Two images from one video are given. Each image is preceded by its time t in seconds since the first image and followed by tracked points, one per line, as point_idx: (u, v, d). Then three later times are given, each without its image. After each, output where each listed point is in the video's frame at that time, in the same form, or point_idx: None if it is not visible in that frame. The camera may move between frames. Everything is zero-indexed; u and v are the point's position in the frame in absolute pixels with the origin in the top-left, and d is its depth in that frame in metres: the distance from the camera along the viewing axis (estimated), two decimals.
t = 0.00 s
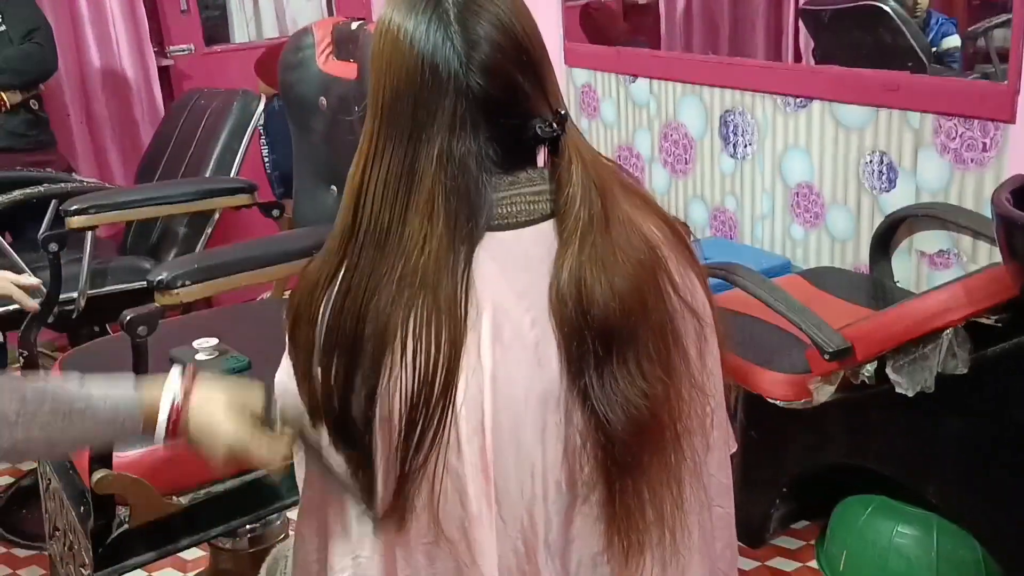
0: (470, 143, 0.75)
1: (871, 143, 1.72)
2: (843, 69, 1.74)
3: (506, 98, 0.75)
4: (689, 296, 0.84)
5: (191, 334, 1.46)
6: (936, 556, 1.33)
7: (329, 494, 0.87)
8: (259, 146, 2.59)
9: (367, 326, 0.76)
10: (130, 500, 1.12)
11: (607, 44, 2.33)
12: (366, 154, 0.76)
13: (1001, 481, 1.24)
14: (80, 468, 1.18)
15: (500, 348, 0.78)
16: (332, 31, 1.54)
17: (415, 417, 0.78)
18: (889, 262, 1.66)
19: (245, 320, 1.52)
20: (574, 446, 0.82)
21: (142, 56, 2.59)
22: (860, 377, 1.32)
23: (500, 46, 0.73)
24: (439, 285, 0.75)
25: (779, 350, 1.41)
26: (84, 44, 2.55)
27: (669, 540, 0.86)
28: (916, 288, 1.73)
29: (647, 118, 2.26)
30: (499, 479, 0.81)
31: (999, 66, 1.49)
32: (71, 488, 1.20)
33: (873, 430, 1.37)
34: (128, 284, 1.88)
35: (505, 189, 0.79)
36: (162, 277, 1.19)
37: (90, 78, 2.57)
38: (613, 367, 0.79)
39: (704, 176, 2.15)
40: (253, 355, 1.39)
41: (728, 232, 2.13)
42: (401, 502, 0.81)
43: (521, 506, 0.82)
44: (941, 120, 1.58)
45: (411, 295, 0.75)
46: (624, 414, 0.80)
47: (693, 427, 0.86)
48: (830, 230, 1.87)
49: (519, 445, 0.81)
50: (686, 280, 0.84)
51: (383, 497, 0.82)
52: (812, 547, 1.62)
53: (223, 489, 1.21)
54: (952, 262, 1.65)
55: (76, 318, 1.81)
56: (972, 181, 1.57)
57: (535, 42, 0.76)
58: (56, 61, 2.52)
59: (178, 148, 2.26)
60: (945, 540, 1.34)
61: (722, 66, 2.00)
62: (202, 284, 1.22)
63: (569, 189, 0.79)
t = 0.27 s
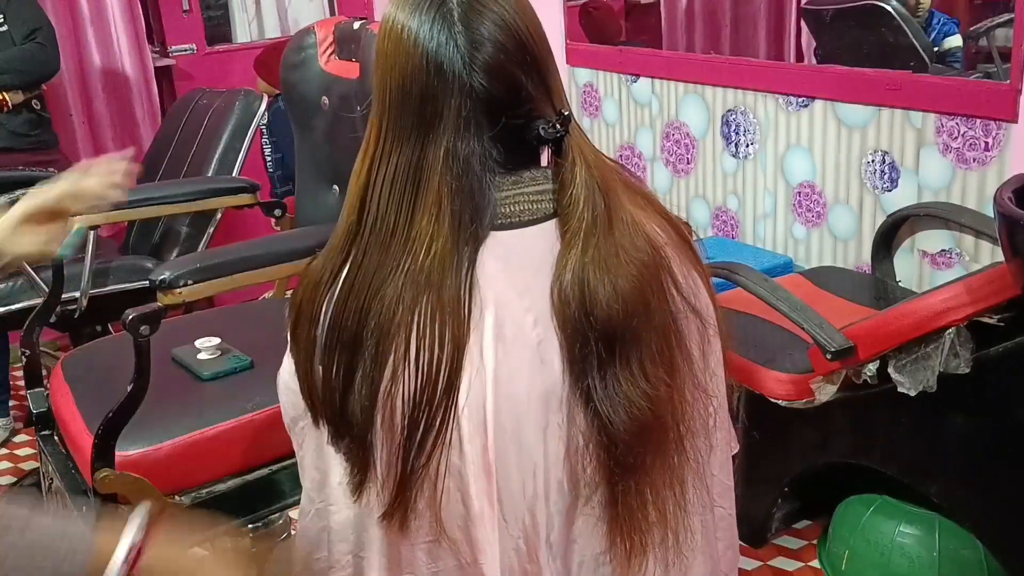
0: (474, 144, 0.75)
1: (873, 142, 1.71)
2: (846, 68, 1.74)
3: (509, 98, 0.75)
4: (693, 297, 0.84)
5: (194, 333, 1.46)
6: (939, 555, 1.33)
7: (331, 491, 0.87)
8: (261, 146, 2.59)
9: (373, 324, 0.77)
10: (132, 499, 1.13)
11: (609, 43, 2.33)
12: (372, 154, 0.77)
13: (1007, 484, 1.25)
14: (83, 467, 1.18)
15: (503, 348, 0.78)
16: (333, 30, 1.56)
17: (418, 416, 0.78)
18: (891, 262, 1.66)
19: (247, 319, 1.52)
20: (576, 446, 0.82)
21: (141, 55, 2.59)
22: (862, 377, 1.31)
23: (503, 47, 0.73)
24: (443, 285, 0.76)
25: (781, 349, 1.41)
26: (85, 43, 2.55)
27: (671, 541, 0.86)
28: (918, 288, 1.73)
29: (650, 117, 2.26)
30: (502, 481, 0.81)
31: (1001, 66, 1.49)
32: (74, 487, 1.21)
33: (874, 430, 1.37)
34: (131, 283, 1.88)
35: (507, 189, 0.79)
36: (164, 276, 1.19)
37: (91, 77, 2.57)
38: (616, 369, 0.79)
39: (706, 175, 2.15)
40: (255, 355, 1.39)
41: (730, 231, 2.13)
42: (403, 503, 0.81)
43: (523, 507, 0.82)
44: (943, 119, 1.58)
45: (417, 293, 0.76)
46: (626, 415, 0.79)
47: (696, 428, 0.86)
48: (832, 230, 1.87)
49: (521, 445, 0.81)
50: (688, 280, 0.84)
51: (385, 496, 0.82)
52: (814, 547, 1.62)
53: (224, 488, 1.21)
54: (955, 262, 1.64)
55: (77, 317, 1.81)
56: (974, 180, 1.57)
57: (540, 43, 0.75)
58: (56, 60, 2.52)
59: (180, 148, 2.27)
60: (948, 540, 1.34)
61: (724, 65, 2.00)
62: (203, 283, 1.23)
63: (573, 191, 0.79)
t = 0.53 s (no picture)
0: (475, 144, 0.75)
1: (874, 142, 1.72)
2: (847, 67, 1.74)
3: (509, 98, 0.75)
4: (694, 297, 0.84)
5: (194, 333, 1.46)
6: (940, 556, 1.33)
7: (331, 491, 0.87)
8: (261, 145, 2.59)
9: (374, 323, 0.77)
10: (131, 501, 1.12)
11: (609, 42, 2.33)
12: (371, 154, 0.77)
13: (1007, 484, 1.25)
14: (83, 468, 1.18)
15: (503, 348, 0.78)
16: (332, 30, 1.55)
17: (417, 416, 0.78)
18: (891, 261, 1.66)
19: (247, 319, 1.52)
20: (576, 446, 0.81)
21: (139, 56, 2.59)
22: (862, 377, 1.31)
23: (504, 46, 0.73)
24: (444, 286, 0.76)
25: (782, 349, 1.41)
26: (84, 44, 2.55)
27: (671, 541, 0.86)
28: (919, 287, 1.73)
29: (650, 117, 2.26)
30: (501, 481, 0.81)
31: (1001, 66, 1.48)
32: (74, 487, 1.20)
33: (875, 430, 1.37)
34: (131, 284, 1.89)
35: (507, 188, 0.78)
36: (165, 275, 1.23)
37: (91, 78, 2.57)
38: (616, 369, 0.79)
39: (706, 175, 2.15)
40: (255, 354, 1.39)
41: (730, 231, 2.13)
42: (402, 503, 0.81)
43: (523, 507, 0.82)
44: (944, 119, 1.58)
45: (417, 293, 0.76)
46: (627, 415, 0.80)
47: (697, 428, 0.86)
48: (832, 230, 1.87)
49: (520, 445, 0.80)
50: (689, 280, 0.84)
51: (384, 495, 0.82)
52: (814, 546, 1.62)
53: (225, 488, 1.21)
54: (955, 262, 1.64)
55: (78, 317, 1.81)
56: (974, 180, 1.57)
57: (540, 42, 0.76)
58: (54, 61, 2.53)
59: (180, 148, 2.27)
60: (948, 541, 1.34)
61: (725, 65, 2.00)
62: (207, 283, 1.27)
63: (573, 191, 0.80)
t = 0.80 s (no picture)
0: (476, 146, 0.75)
1: (875, 141, 1.71)
2: (848, 66, 1.73)
3: (510, 99, 0.74)
4: (695, 296, 0.84)
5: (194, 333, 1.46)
6: (940, 555, 1.33)
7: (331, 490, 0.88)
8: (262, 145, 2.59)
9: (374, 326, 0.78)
10: (133, 499, 1.12)
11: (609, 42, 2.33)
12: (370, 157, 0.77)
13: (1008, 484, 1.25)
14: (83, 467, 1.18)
15: (504, 348, 0.78)
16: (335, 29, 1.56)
17: (418, 418, 0.80)
18: (892, 261, 1.66)
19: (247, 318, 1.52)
20: (576, 445, 0.81)
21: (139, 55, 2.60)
22: (863, 376, 1.31)
23: (503, 46, 0.72)
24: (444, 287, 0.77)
25: (782, 348, 1.41)
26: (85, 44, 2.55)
27: (672, 540, 0.86)
28: (920, 287, 1.73)
29: (650, 116, 2.26)
30: (503, 482, 0.81)
31: (1002, 65, 1.48)
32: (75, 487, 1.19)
33: (875, 429, 1.37)
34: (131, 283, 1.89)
35: (508, 188, 0.78)
36: (167, 275, 1.25)
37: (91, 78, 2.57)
38: (618, 369, 0.79)
39: (706, 175, 2.15)
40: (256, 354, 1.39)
41: (731, 230, 2.13)
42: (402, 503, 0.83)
43: (522, 508, 0.81)
44: (944, 118, 1.58)
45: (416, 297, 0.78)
46: (627, 415, 0.80)
47: (698, 427, 0.86)
48: (833, 229, 1.86)
49: (521, 446, 0.80)
50: (690, 279, 0.84)
51: (385, 495, 0.84)
52: (815, 546, 1.62)
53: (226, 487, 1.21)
54: (956, 262, 1.64)
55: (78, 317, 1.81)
56: (975, 180, 1.56)
57: (539, 40, 0.75)
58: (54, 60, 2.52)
59: (181, 148, 2.27)
60: (949, 540, 1.34)
61: (725, 64, 2.00)
62: (207, 283, 1.29)
63: (574, 190, 0.79)
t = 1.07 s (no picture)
0: (473, 149, 0.76)
1: (876, 139, 1.71)
2: (848, 64, 1.73)
3: (506, 99, 0.75)
4: (695, 296, 0.83)
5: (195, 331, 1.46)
6: (941, 554, 1.33)
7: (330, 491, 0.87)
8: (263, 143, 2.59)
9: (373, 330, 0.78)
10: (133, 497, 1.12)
11: (609, 40, 2.33)
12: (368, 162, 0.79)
13: (1008, 485, 1.26)
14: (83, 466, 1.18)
15: (503, 348, 0.79)
16: (334, 26, 1.55)
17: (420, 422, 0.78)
18: (893, 259, 1.66)
19: (247, 317, 1.52)
20: (576, 446, 0.81)
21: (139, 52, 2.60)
22: (864, 375, 1.30)
23: (499, 48, 0.73)
24: (443, 289, 0.76)
25: (783, 347, 1.40)
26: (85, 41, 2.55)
27: (673, 540, 0.86)
28: (921, 285, 1.73)
29: (651, 114, 2.26)
30: (502, 482, 0.81)
31: (1004, 63, 1.48)
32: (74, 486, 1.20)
33: (876, 428, 1.36)
34: (131, 281, 1.88)
35: (506, 186, 0.79)
36: (165, 274, 1.25)
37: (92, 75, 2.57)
38: (617, 369, 0.79)
39: (707, 173, 2.15)
40: (255, 352, 1.39)
41: (732, 229, 2.13)
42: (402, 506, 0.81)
43: (522, 507, 0.82)
44: (946, 116, 1.57)
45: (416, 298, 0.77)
46: (628, 416, 0.79)
47: (699, 426, 0.85)
48: (834, 227, 1.86)
49: (520, 445, 0.80)
50: (689, 278, 0.83)
51: (384, 501, 0.82)
52: (815, 545, 1.62)
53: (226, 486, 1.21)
54: (957, 260, 1.64)
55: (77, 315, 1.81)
56: (976, 178, 1.56)
57: (534, 40, 0.75)
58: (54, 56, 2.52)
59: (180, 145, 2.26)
60: (950, 540, 1.33)
61: (726, 62, 1.99)
62: (204, 281, 1.29)
63: (573, 190, 0.79)
